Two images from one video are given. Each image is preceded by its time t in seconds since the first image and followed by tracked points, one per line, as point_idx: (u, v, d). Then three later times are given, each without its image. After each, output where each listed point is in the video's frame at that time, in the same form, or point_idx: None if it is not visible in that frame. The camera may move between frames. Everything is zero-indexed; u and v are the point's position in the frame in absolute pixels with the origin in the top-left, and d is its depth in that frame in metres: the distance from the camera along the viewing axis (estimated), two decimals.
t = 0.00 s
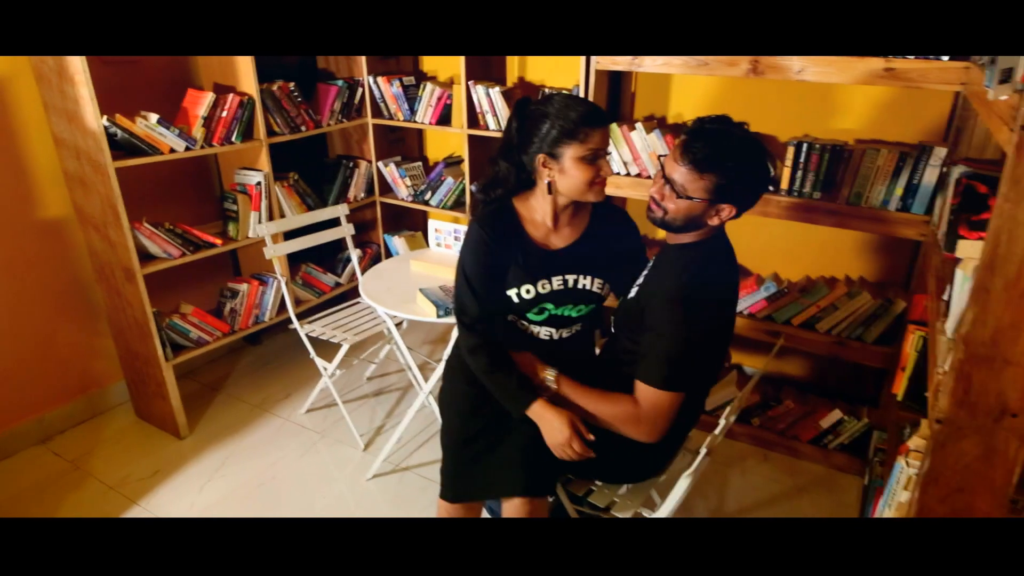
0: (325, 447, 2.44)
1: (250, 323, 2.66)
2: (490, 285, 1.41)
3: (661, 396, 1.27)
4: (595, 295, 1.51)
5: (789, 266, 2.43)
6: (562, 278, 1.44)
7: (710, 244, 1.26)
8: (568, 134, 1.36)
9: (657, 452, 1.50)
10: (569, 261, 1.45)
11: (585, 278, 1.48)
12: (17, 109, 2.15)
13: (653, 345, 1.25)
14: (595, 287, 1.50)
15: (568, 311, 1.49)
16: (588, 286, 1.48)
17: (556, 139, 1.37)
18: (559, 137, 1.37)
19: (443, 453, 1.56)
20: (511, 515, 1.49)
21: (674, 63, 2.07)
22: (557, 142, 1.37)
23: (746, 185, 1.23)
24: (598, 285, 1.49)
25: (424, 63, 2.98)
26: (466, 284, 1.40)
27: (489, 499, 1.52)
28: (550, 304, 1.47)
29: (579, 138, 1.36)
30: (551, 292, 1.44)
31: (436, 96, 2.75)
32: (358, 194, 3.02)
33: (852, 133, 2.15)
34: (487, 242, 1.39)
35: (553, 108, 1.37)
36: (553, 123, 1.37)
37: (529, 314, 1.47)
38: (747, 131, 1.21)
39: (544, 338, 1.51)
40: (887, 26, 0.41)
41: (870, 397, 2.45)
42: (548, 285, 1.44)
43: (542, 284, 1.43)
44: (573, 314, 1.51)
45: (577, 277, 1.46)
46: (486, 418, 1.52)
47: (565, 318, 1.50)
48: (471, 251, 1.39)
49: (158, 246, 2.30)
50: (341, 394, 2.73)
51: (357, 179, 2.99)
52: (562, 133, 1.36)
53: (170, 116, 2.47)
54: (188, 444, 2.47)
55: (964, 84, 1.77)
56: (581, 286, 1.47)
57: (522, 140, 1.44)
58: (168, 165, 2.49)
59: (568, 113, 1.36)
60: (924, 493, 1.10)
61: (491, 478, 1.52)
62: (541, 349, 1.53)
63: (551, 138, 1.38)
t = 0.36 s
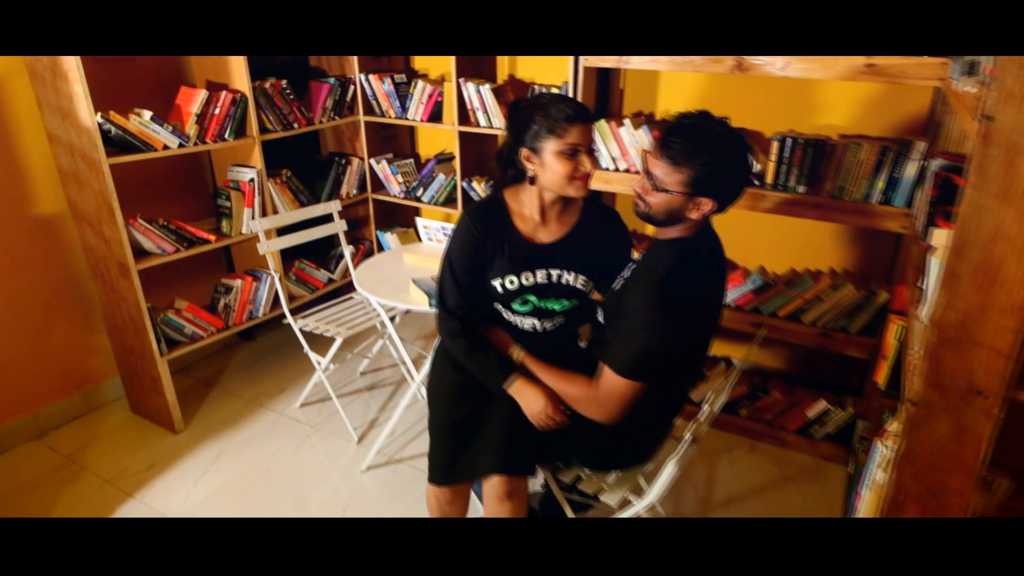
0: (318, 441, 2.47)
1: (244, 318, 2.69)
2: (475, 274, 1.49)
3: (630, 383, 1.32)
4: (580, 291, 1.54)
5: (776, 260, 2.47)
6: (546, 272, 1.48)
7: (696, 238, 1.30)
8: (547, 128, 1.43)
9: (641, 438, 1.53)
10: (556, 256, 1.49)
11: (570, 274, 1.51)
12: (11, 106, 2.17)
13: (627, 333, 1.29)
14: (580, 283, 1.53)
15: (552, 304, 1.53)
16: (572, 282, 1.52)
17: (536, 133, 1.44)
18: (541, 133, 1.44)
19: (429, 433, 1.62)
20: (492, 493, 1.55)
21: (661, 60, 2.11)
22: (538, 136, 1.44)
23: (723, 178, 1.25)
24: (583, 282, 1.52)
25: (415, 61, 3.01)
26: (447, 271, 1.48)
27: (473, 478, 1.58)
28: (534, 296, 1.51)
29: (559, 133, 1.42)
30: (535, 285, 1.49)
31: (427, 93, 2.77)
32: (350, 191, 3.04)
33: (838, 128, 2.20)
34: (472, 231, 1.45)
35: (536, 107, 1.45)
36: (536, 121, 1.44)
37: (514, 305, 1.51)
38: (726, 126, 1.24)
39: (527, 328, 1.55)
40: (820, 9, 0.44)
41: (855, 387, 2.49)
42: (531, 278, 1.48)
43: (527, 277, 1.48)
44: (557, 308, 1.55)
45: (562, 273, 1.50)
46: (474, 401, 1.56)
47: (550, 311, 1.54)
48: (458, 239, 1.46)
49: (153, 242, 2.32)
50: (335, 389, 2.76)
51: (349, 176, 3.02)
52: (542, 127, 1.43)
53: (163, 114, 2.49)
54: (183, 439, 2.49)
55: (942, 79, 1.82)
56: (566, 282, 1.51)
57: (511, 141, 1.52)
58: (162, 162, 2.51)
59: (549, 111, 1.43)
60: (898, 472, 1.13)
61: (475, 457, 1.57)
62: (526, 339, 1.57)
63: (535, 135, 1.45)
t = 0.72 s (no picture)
0: (316, 433, 2.49)
1: (242, 311, 2.71)
2: (467, 267, 1.52)
3: (608, 370, 1.35)
4: (573, 279, 1.57)
5: (769, 253, 2.50)
6: (541, 262, 1.50)
7: (683, 230, 1.33)
8: (536, 123, 1.46)
9: (634, 427, 1.56)
10: (551, 246, 1.51)
11: (564, 263, 1.54)
12: (11, 100, 2.19)
13: (611, 322, 1.32)
14: (572, 272, 1.56)
15: (547, 293, 1.56)
16: (567, 271, 1.55)
17: (525, 128, 1.47)
18: (530, 128, 1.47)
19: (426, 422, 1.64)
20: (489, 481, 1.58)
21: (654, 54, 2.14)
22: (526, 131, 1.47)
23: (707, 169, 1.27)
24: (576, 270, 1.55)
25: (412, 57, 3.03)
26: (439, 262, 1.51)
27: (470, 466, 1.60)
28: (530, 286, 1.53)
29: (547, 127, 1.44)
30: (530, 274, 1.51)
31: (424, 88, 2.80)
32: (348, 186, 3.06)
33: (830, 122, 2.22)
34: (465, 224, 1.47)
35: (525, 102, 1.48)
36: (525, 116, 1.48)
37: (509, 294, 1.54)
38: (710, 119, 1.26)
39: (522, 317, 1.58)
40: None
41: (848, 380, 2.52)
42: (527, 267, 1.50)
43: (522, 266, 1.50)
44: (552, 296, 1.58)
45: (557, 262, 1.52)
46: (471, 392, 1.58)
47: (544, 299, 1.57)
48: (450, 231, 1.48)
49: (152, 235, 2.34)
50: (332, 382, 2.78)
51: (347, 171, 3.04)
52: (531, 123, 1.47)
53: (162, 109, 2.51)
54: (182, 431, 2.52)
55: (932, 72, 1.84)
56: (561, 271, 1.53)
57: (503, 136, 1.55)
58: (161, 157, 2.53)
59: (538, 106, 1.46)
60: (884, 454, 1.15)
61: (473, 445, 1.60)
62: (520, 327, 1.60)
63: (525, 130, 1.48)
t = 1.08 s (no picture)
0: (312, 428, 2.49)
1: (239, 306, 2.71)
2: (465, 262, 1.50)
3: (592, 360, 1.35)
4: (568, 269, 1.58)
5: (765, 247, 2.50)
6: (538, 251, 1.52)
7: (676, 224, 1.33)
8: (527, 116, 1.46)
9: (629, 419, 1.56)
10: (547, 236, 1.52)
11: (560, 253, 1.56)
12: (6, 94, 2.19)
13: (599, 315, 1.31)
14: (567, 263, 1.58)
15: (543, 283, 1.57)
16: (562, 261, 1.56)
17: (516, 122, 1.48)
18: (522, 121, 1.48)
19: (420, 413, 1.64)
20: (484, 471, 1.57)
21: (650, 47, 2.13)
22: (518, 125, 1.48)
23: (697, 160, 1.28)
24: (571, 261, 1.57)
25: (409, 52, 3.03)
26: (437, 255, 1.47)
27: (466, 456, 1.60)
28: (526, 276, 1.54)
29: (538, 121, 1.45)
30: (528, 264, 1.52)
31: (421, 83, 2.80)
32: (345, 181, 3.06)
33: (826, 115, 2.23)
34: (462, 216, 1.46)
35: (516, 96, 1.50)
36: (516, 110, 1.48)
37: (506, 285, 1.54)
38: (699, 109, 1.27)
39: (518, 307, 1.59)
40: None
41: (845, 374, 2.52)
42: (524, 257, 1.51)
43: (519, 256, 1.51)
44: (547, 286, 1.59)
45: (553, 252, 1.54)
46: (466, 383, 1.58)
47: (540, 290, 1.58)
48: (448, 224, 1.46)
49: (148, 230, 2.34)
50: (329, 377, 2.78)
51: (344, 166, 3.04)
52: (522, 116, 1.47)
53: (158, 103, 2.51)
54: (178, 425, 2.51)
55: (928, 65, 1.84)
56: (556, 261, 1.55)
57: (494, 129, 1.56)
58: (157, 151, 2.52)
59: (528, 99, 1.47)
60: (877, 442, 1.15)
61: (468, 435, 1.60)
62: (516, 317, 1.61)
63: (516, 123, 1.49)
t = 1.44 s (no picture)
0: (309, 425, 2.47)
1: (234, 303, 2.69)
2: (476, 256, 1.49)
3: (584, 352, 1.33)
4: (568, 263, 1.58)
5: (764, 243, 2.48)
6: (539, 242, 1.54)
7: (673, 217, 1.31)
8: (521, 105, 1.44)
9: (629, 412, 1.53)
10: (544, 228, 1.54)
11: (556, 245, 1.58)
12: None
13: (593, 306, 1.29)
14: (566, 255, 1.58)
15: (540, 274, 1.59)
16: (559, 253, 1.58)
17: (511, 112, 1.45)
18: (516, 112, 1.45)
19: (415, 407, 1.61)
20: (479, 465, 1.54)
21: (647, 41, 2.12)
22: (512, 115, 1.45)
23: (693, 149, 1.26)
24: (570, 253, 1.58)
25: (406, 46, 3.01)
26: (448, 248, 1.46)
27: (460, 451, 1.58)
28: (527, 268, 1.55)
29: (533, 111, 1.43)
30: (529, 255, 1.54)
31: (417, 78, 2.77)
32: (341, 177, 3.04)
33: (826, 110, 2.21)
34: (467, 208, 1.46)
35: (509, 86, 1.47)
36: (510, 101, 1.46)
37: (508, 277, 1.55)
38: (693, 98, 1.24)
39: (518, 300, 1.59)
40: None
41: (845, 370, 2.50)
42: (526, 248, 1.53)
43: (521, 247, 1.52)
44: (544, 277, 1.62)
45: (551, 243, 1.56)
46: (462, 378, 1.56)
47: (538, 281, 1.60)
48: (455, 216, 1.45)
49: (142, 225, 2.32)
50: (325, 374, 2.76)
51: (340, 162, 3.02)
52: (516, 106, 1.45)
53: (152, 98, 2.49)
54: (172, 422, 2.49)
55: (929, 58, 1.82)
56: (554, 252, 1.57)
57: (487, 119, 1.53)
58: (151, 146, 2.50)
59: (521, 89, 1.45)
60: (878, 438, 1.13)
61: (462, 430, 1.57)
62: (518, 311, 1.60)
63: (510, 114, 1.46)
